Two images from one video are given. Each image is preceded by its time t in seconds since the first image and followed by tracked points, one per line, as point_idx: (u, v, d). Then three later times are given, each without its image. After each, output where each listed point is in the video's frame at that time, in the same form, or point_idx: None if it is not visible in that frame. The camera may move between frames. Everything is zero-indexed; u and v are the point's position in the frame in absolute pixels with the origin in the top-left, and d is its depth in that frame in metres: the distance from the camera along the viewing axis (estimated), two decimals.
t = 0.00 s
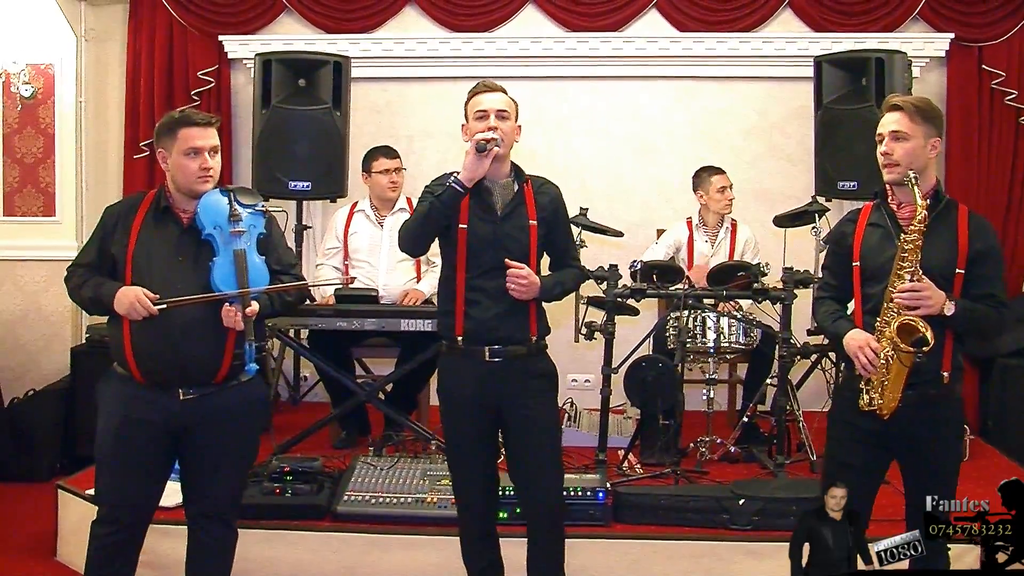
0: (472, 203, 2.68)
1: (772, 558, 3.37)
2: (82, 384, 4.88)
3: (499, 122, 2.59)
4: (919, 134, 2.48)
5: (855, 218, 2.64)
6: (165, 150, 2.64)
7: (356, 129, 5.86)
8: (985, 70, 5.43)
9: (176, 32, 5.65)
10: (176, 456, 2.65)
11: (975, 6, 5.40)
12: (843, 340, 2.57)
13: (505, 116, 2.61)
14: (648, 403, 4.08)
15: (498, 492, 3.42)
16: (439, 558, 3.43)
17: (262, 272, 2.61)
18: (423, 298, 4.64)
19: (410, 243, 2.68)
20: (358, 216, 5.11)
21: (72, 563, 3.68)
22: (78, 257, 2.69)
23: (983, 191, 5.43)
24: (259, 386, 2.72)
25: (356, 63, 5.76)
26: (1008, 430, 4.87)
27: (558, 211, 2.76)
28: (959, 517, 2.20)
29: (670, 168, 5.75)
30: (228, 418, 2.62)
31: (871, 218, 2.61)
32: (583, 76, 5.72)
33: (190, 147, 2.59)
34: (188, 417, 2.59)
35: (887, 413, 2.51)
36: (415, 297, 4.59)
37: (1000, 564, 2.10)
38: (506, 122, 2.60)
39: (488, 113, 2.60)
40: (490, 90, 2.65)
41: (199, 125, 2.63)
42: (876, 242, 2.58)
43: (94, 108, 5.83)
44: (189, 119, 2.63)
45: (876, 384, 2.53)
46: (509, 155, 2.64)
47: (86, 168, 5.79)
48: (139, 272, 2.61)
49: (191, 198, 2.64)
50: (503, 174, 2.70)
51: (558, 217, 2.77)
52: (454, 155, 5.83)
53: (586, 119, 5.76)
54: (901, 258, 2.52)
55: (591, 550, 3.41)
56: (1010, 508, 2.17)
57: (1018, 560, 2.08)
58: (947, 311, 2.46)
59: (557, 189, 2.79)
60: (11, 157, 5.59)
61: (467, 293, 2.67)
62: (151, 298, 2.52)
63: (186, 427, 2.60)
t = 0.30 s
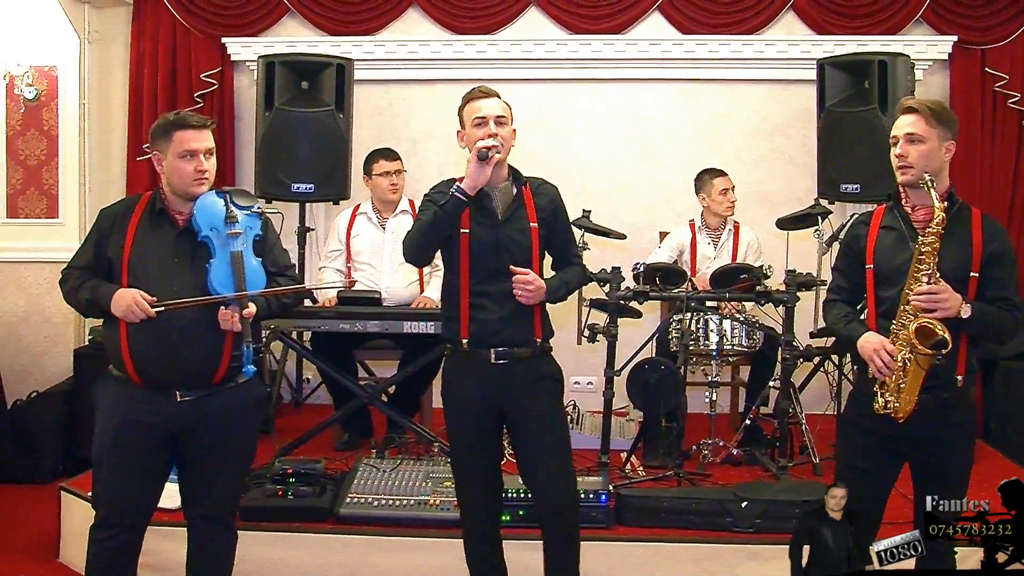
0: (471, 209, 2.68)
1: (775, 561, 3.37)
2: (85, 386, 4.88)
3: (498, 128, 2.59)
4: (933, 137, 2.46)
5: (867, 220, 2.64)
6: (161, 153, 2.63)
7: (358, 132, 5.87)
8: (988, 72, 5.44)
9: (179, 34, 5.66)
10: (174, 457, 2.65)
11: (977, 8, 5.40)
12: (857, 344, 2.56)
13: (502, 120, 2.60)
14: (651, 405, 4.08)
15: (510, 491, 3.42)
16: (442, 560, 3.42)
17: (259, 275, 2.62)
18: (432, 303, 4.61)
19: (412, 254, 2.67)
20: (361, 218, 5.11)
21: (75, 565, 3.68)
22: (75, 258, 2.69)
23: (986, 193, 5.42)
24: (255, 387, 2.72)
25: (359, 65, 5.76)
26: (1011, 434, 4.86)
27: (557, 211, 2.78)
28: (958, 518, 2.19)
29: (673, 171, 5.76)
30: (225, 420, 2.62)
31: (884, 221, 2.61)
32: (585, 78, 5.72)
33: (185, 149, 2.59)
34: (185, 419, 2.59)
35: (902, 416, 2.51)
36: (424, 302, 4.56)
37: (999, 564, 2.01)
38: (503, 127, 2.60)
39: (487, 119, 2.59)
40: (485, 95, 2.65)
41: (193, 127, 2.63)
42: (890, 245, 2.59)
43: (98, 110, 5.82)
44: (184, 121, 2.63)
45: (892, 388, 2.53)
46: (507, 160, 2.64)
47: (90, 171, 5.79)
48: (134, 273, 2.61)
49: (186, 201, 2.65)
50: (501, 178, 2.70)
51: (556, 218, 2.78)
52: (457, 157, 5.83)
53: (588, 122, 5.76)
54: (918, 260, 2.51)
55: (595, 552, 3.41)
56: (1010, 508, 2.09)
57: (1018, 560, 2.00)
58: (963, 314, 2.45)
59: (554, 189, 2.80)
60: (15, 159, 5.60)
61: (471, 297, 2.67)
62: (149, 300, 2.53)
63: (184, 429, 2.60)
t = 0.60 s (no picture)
0: (480, 209, 2.68)
1: (777, 562, 3.37)
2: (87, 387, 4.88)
3: (510, 126, 2.60)
4: (947, 140, 2.48)
5: (881, 223, 2.64)
6: (141, 153, 2.63)
7: (361, 133, 5.88)
8: (991, 74, 5.44)
9: (182, 35, 5.66)
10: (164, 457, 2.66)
11: (981, 10, 5.41)
12: (873, 349, 2.55)
13: (513, 118, 2.61)
14: (654, 407, 4.09)
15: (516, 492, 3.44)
16: (445, 562, 3.43)
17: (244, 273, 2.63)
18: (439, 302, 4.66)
19: (424, 249, 2.68)
20: (363, 219, 5.11)
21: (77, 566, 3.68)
22: (56, 261, 2.69)
23: (991, 194, 5.42)
24: (239, 387, 2.71)
25: (361, 67, 5.77)
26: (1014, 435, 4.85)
27: (565, 209, 2.77)
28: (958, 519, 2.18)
29: (675, 173, 5.76)
30: (213, 420, 2.63)
31: (897, 224, 2.61)
32: (588, 79, 5.72)
33: (166, 148, 2.59)
34: (172, 420, 2.59)
35: (922, 420, 2.50)
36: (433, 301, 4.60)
37: (1000, 564, 2.01)
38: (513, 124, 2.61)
39: (499, 116, 2.60)
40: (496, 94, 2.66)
41: (175, 127, 2.63)
42: (906, 248, 2.58)
43: (100, 110, 5.84)
44: (163, 121, 2.62)
45: (911, 393, 2.52)
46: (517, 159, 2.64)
47: (93, 171, 5.79)
48: (116, 273, 2.61)
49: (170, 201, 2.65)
50: (510, 178, 2.69)
51: (566, 214, 2.78)
52: (460, 159, 5.84)
53: (590, 124, 5.76)
54: (939, 265, 2.51)
55: (598, 555, 3.41)
56: (1009, 508, 2.07)
57: (1018, 561, 1.99)
58: (983, 318, 2.46)
59: (561, 186, 2.79)
60: (18, 160, 5.61)
61: (483, 297, 2.67)
62: (133, 301, 2.53)
63: (170, 430, 2.60)
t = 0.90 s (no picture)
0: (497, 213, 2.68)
1: (776, 562, 3.38)
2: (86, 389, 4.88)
3: (524, 133, 2.60)
4: (957, 143, 2.49)
5: (886, 225, 2.64)
6: (109, 153, 2.63)
7: (360, 135, 5.88)
8: (990, 75, 5.45)
9: (180, 37, 5.67)
10: (140, 458, 2.65)
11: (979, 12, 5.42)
12: (878, 350, 2.55)
13: (528, 125, 2.61)
14: (652, 408, 4.09)
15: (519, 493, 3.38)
16: (444, 562, 3.44)
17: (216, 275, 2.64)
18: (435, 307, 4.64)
19: (437, 258, 2.70)
20: (362, 221, 5.11)
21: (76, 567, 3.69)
22: (21, 264, 2.66)
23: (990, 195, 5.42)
24: (214, 385, 2.72)
25: (360, 68, 5.77)
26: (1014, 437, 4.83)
27: (582, 220, 2.77)
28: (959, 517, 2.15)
29: (674, 174, 5.76)
30: (191, 420, 2.63)
31: (903, 226, 2.61)
32: (587, 81, 5.72)
33: (134, 149, 2.60)
34: (150, 421, 2.59)
35: (928, 420, 2.51)
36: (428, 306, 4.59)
37: (998, 565, 1.97)
38: (529, 132, 2.61)
39: (512, 124, 2.60)
40: (512, 100, 2.66)
41: (143, 127, 2.63)
42: (911, 250, 2.58)
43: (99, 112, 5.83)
44: (135, 120, 2.63)
45: (916, 394, 2.54)
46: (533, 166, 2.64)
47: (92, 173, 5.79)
48: (88, 275, 2.61)
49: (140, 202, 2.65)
50: (528, 184, 2.69)
51: (583, 223, 2.78)
52: (459, 160, 5.84)
53: (589, 125, 5.76)
54: (946, 268, 2.51)
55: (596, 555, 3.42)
56: (1009, 507, 2.07)
57: (1018, 561, 1.96)
58: (990, 320, 2.46)
59: (582, 195, 2.80)
60: (17, 162, 5.61)
61: (497, 301, 2.68)
62: (107, 302, 2.52)
63: (148, 432, 2.59)
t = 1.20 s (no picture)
0: (525, 210, 2.68)
1: (771, 562, 3.38)
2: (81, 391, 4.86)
3: (554, 131, 2.60)
4: (954, 144, 2.49)
5: (884, 224, 2.64)
6: (84, 152, 2.60)
7: (356, 135, 5.88)
8: (985, 75, 5.45)
9: (176, 38, 5.66)
10: (131, 458, 2.65)
11: (975, 13, 5.42)
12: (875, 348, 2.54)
13: (559, 123, 2.61)
14: (649, 409, 4.06)
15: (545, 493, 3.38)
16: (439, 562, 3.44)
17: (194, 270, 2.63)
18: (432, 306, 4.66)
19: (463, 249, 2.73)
20: (358, 221, 5.11)
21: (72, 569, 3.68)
22: None
23: (986, 195, 5.42)
24: (199, 380, 2.72)
25: (356, 69, 5.77)
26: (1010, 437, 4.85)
27: (610, 213, 2.76)
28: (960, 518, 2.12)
29: (670, 174, 5.76)
30: (178, 416, 2.63)
31: (901, 224, 2.61)
32: (583, 81, 5.72)
33: (108, 146, 2.57)
34: (137, 419, 2.59)
35: (922, 420, 2.51)
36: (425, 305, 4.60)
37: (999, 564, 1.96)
38: (560, 130, 2.61)
39: (543, 120, 2.60)
40: (546, 96, 2.65)
41: (118, 124, 2.61)
42: (908, 248, 2.59)
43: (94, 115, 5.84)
44: (108, 118, 2.61)
45: (911, 393, 2.54)
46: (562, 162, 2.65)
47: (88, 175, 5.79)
48: (66, 276, 2.59)
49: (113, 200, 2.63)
50: (556, 180, 2.70)
51: (612, 220, 2.77)
52: (455, 161, 5.84)
53: (585, 125, 5.76)
54: (943, 266, 2.51)
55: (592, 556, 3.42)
56: (1010, 508, 2.04)
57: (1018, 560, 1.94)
58: (986, 320, 2.47)
59: (610, 193, 2.79)
60: (11, 163, 5.60)
61: (523, 299, 2.67)
62: (87, 303, 2.50)
63: (138, 430, 2.60)
